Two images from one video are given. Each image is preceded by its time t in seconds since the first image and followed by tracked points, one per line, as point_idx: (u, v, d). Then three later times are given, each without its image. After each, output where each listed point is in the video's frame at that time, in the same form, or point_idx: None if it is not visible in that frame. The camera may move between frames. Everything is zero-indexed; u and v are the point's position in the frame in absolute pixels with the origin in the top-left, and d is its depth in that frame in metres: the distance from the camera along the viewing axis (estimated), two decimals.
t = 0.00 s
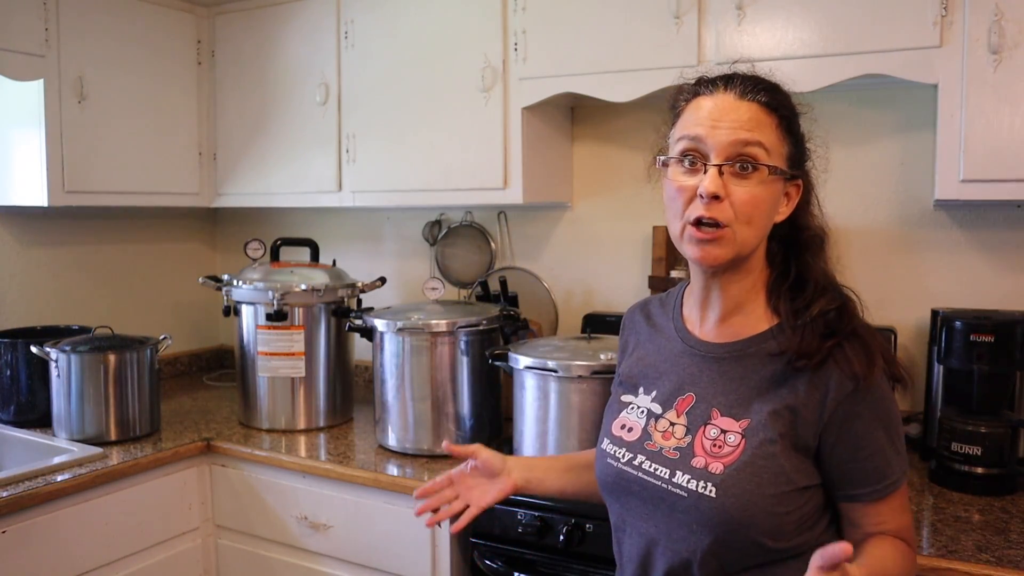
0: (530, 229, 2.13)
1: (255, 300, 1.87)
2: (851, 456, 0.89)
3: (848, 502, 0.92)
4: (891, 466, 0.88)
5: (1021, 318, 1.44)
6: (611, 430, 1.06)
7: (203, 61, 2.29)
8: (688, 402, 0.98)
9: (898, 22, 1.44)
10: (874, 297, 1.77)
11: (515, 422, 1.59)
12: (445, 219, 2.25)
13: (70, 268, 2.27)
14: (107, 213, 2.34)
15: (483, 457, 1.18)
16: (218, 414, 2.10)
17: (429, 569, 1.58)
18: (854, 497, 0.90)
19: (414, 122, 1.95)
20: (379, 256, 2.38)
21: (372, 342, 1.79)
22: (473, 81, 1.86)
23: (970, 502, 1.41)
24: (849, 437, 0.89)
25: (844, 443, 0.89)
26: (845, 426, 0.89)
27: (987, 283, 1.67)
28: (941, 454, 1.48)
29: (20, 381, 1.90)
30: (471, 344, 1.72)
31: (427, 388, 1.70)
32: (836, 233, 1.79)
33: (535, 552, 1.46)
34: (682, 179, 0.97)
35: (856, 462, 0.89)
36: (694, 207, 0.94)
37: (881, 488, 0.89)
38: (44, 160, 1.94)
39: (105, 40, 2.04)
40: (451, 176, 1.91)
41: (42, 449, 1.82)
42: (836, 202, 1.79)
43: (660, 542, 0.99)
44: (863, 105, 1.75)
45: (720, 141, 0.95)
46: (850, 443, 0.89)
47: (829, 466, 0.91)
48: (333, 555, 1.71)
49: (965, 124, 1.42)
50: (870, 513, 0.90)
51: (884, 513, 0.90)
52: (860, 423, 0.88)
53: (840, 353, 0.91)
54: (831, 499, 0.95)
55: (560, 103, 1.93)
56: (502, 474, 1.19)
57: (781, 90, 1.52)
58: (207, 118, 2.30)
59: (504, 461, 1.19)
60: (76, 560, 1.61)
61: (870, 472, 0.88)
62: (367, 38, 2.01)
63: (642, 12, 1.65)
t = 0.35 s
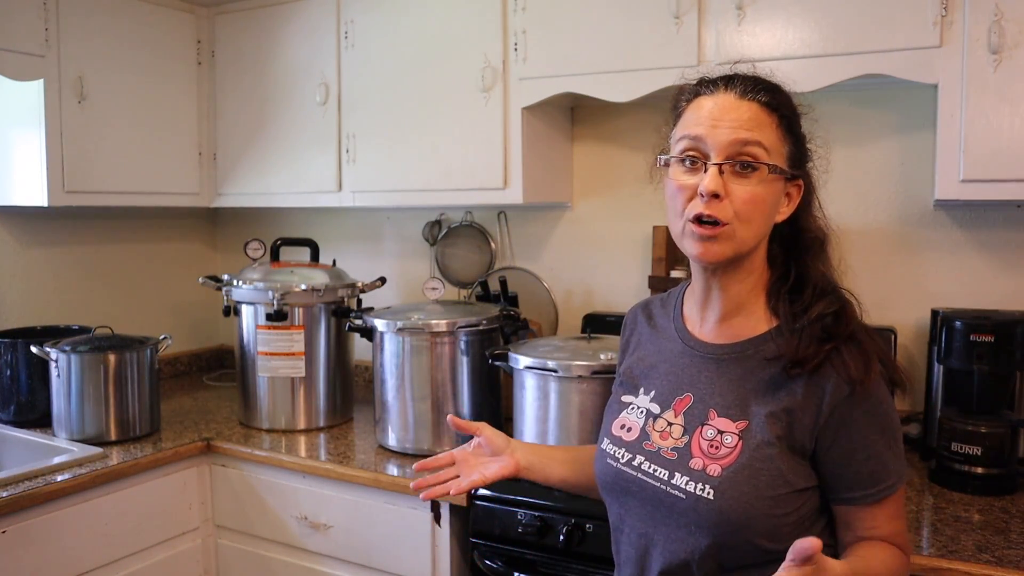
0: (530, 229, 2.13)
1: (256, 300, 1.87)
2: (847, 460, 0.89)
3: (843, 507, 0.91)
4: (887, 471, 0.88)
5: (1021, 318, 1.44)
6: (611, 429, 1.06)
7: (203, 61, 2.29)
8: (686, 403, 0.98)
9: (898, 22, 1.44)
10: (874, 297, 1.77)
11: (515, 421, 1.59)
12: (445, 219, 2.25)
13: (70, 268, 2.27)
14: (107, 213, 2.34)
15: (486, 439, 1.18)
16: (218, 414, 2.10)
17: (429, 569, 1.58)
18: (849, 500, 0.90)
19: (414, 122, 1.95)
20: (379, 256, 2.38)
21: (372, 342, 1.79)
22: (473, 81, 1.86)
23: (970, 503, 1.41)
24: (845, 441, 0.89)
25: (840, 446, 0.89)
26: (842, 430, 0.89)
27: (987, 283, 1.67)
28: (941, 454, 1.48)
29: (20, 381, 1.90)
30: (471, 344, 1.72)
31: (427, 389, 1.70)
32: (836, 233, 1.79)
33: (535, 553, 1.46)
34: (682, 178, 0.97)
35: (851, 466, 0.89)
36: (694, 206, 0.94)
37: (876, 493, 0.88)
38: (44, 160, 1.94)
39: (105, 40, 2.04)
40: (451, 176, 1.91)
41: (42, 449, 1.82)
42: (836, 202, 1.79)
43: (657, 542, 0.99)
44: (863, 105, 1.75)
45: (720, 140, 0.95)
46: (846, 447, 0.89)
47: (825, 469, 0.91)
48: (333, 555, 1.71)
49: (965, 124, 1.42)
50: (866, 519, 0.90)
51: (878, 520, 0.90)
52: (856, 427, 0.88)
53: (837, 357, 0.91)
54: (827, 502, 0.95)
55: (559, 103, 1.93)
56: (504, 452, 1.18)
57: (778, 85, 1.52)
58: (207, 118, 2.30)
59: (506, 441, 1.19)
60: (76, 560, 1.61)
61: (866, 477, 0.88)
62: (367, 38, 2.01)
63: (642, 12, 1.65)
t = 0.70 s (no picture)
0: (530, 229, 2.13)
1: (256, 300, 1.87)
2: (844, 459, 0.89)
3: (840, 506, 0.91)
4: (884, 470, 0.88)
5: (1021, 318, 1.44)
6: (610, 428, 1.06)
7: (203, 61, 2.29)
8: (685, 403, 0.98)
9: (898, 22, 1.44)
10: (874, 298, 1.77)
11: (515, 422, 1.59)
12: (445, 219, 2.25)
13: (70, 268, 2.27)
14: (107, 213, 2.34)
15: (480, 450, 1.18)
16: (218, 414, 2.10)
17: (429, 569, 1.58)
18: (845, 500, 0.90)
19: (415, 122, 1.95)
20: (379, 256, 2.38)
21: (372, 342, 1.79)
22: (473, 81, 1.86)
23: (970, 503, 1.41)
24: (843, 440, 0.89)
25: (836, 445, 0.89)
26: (838, 429, 0.89)
27: (986, 283, 1.67)
28: (941, 454, 1.48)
29: (20, 381, 1.90)
30: (471, 344, 1.72)
31: (427, 389, 1.70)
32: (836, 233, 1.79)
33: (535, 553, 1.46)
34: (682, 179, 0.97)
35: (848, 465, 0.89)
36: (694, 209, 0.94)
37: (873, 492, 0.88)
38: (44, 160, 1.94)
39: (105, 40, 2.05)
40: (451, 177, 1.91)
41: (41, 449, 1.82)
42: (835, 203, 1.79)
43: (655, 541, 0.99)
44: (863, 105, 1.75)
45: (721, 142, 0.94)
46: (843, 446, 0.89)
47: (822, 469, 0.91)
48: (333, 555, 1.71)
49: (965, 124, 1.42)
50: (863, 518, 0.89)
51: (876, 519, 0.89)
52: (853, 426, 0.88)
53: (833, 356, 0.91)
54: (825, 502, 0.94)
55: (559, 103, 1.93)
56: (500, 450, 1.18)
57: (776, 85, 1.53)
58: (207, 118, 2.30)
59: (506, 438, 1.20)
60: (76, 560, 1.61)
61: (862, 476, 0.88)
62: (367, 38, 2.01)
63: (642, 12, 1.65)
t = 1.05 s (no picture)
0: (530, 229, 2.13)
1: (255, 300, 1.87)
2: (843, 463, 0.89)
3: (835, 510, 0.91)
4: (883, 476, 0.87)
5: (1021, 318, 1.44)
6: (613, 428, 1.06)
7: (203, 61, 2.29)
8: (688, 404, 0.98)
9: (898, 21, 1.44)
10: (874, 297, 1.77)
11: (516, 422, 1.59)
12: (445, 219, 2.25)
13: (70, 268, 2.27)
14: (107, 213, 2.34)
15: None
16: (218, 414, 2.10)
17: (429, 569, 1.58)
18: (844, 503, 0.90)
19: (415, 122, 1.95)
20: (379, 256, 2.38)
21: (371, 342, 1.79)
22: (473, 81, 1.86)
23: (970, 502, 1.41)
24: (841, 444, 0.89)
25: (835, 449, 0.89)
26: (837, 432, 0.89)
27: (986, 283, 1.67)
28: (941, 454, 1.48)
29: (20, 381, 1.90)
30: (471, 344, 1.72)
31: (427, 389, 1.70)
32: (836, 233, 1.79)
33: (535, 553, 1.46)
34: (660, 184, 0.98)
35: (847, 469, 0.88)
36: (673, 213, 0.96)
37: (868, 499, 0.88)
38: (44, 160, 1.94)
39: (105, 40, 2.05)
40: (451, 177, 1.91)
41: (42, 449, 1.82)
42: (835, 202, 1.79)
43: (655, 541, 0.99)
44: (863, 105, 1.75)
45: (688, 144, 0.95)
46: (842, 450, 0.88)
47: (821, 472, 0.91)
48: (333, 555, 1.71)
49: (965, 124, 1.42)
50: (855, 524, 0.90)
51: (860, 530, 0.89)
52: (852, 432, 0.88)
53: (835, 361, 0.91)
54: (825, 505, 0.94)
55: (559, 103, 1.93)
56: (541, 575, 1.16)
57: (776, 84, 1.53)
58: (207, 118, 2.30)
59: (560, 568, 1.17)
60: (76, 560, 1.61)
61: (858, 481, 0.88)
62: (367, 38, 2.01)
63: (642, 12, 1.65)
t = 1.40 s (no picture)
0: (530, 229, 2.13)
1: (256, 300, 1.87)
2: (842, 449, 0.88)
3: (833, 499, 0.90)
4: (882, 460, 0.87)
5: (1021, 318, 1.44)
6: (610, 423, 1.06)
7: (203, 61, 2.29)
8: (685, 395, 0.98)
9: (898, 22, 1.44)
10: (873, 297, 1.77)
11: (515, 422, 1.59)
12: (445, 219, 2.25)
13: (70, 268, 2.27)
14: (107, 213, 2.34)
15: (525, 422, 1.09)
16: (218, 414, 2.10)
17: (429, 569, 1.58)
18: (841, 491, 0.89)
19: (415, 122, 1.95)
20: (379, 256, 2.38)
21: (371, 342, 1.79)
22: (473, 81, 1.86)
23: (970, 502, 1.41)
24: (839, 429, 0.88)
25: (832, 434, 0.89)
26: (835, 417, 0.88)
27: (986, 283, 1.67)
28: (941, 454, 1.48)
29: (19, 381, 1.90)
30: (471, 344, 1.72)
31: (427, 389, 1.70)
32: (836, 233, 1.79)
33: (535, 553, 1.46)
34: (687, 161, 0.97)
35: (845, 454, 0.88)
36: (694, 186, 0.94)
37: (866, 483, 0.87)
38: (44, 160, 1.94)
39: (105, 40, 2.05)
40: (451, 177, 1.91)
41: (42, 449, 1.82)
42: (835, 203, 1.79)
43: (657, 534, 0.99)
44: (863, 105, 1.75)
45: (725, 124, 0.95)
46: (839, 436, 0.88)
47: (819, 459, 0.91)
48: (333, 555, 1.71)
49: (965, 124, 1.42)
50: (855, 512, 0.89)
51: (865, 516, 0.88)
52: (850, 416, 0.88)
53: (832, 347, 0.91)
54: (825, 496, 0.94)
55: (559, 102, 1.93)
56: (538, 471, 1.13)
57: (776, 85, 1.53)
58: (207, 118, 2.30)
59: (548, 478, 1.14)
60: (76, 560, 1.61)
61: (855, 467, 0.88)
62: (367, 38, 2.01)
63: (642, 12, 1.65)
